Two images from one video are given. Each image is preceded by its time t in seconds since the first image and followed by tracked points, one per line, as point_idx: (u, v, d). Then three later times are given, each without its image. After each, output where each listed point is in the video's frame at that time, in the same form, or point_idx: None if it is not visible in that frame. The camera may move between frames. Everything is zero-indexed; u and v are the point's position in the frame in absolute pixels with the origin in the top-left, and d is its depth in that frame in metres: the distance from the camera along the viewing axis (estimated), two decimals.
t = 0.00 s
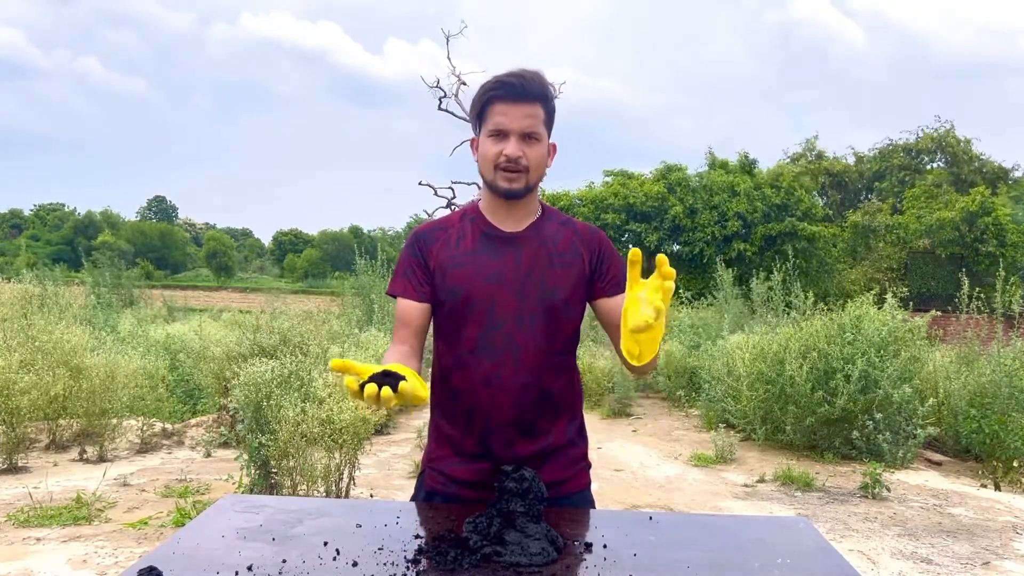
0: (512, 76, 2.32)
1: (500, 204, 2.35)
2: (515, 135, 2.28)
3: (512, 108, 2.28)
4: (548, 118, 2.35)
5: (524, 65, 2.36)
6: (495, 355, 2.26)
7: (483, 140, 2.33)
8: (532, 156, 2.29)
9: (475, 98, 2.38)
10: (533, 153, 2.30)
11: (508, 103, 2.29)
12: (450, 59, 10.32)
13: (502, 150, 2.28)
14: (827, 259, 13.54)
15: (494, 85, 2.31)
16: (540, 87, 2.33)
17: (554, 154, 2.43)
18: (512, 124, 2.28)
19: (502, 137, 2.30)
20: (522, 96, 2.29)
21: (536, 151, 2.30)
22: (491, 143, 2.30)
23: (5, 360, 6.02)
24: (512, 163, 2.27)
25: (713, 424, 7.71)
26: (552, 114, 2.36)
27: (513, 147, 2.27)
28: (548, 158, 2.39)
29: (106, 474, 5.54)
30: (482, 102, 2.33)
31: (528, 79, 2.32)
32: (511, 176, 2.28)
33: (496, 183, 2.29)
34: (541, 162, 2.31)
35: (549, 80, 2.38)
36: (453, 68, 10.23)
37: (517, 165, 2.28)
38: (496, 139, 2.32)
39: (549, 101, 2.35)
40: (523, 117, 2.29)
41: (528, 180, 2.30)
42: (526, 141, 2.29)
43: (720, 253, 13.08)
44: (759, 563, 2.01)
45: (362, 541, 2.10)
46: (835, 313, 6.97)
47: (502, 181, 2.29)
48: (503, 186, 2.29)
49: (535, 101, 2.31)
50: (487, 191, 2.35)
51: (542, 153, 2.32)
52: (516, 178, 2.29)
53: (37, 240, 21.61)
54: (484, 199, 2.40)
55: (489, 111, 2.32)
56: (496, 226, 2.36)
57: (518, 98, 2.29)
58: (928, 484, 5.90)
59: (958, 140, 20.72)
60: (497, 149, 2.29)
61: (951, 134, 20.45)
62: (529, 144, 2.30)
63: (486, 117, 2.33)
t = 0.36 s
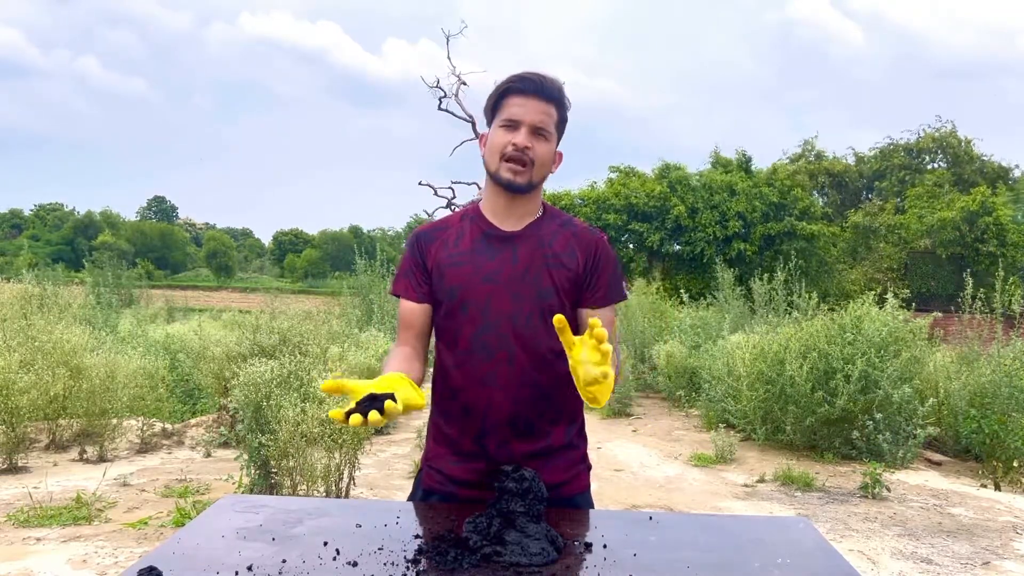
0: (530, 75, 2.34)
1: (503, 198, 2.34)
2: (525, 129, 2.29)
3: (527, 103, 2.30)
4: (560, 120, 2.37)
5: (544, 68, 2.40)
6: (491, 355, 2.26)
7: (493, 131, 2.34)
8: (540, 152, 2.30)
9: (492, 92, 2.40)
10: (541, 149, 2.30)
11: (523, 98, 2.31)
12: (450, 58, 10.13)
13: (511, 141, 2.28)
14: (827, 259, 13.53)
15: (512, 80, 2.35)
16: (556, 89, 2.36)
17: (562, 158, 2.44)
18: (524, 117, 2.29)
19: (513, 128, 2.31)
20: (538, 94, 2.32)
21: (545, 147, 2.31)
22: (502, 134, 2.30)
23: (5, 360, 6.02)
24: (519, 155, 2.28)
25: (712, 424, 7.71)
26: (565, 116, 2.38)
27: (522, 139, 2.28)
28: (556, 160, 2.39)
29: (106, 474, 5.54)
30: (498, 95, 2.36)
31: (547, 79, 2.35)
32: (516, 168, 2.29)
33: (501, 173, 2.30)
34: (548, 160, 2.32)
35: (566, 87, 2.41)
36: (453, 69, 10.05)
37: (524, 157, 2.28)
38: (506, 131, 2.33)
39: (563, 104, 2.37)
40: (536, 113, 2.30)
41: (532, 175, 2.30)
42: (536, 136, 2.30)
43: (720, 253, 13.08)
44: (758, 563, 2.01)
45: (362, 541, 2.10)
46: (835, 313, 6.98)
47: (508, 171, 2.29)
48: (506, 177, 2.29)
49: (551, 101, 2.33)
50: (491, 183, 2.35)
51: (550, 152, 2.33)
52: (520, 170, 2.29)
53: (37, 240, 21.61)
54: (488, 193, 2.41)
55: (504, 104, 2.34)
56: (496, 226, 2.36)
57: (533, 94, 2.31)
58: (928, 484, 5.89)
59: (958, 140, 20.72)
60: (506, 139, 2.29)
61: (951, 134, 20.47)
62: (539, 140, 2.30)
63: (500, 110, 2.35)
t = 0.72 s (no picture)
0: (514, 77, 2.34)
1: (498, 203, 2.34)
2: (514, 134, 2.29)
3: (512, 107, 2.30)
4: (547, 118, 2.36)
5: (525, 68, 2.39)
6: (490, 357, 2.27)
7: (482, 138, 2.34)
8: (531, 155, 2.30)
9: (476, 98, 2.40)
10: (531, 151, 2.30)
11: (508, 102, 2.30)
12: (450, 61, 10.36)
13: (501, 149, 2.29)
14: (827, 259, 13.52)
15: (493, 85, 2.33)
16: (540, 88, 2.35)
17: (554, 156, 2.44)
18: (511, 123, 2.29)
19: (502, 135, 2.31)
20: (523, 97, 2.31)
21: (535, 150, 2.31)
22: (490, 141, 2.30)
23: (5, 360, 6.02)
24: (510, 161, 2.28)
25: (713, 424, 7.71)
26: (551, 115, 2.37)
27: (512, 145, 2.28)
28: (547, 158, 2.39)
29: (106, 474, 5.54)
30: (482, 101, 2.35)
31: (529, 80, 2.34)
32: (508, 174, 2.29)
33: (494, 181, 2.30)
34: (539, 161, 2.32)
35: (549, 83, 2.40)
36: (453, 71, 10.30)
37: (515, 163, 2.28)
38: (495, 137, 2.33)
39: (547, 102, 2.36)
40: (522, 117, 2.30)
41: (526, 178, 2.30)
42: (525, 140, 2.30)
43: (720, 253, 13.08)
44: (758, 563, 2.01)
45: (362, 542, 2.10)
46: (836, 313, 6.97)
47: (500, 178, 2.29)
48: (499, 184, 2.29)
49: (536, 101, 2.32)
50: (484, 190, 2.35)
51: (540, 154, 2.33)
52: (514, 175, 2.29)
53: (37, 240, 21.61)
54: (482, 199, 2.41)
55: (488, 111, 2.34)
56: (493, 229, 2.35)
57: (517, 96, 2.30)
58: (928, 484, 5.90)
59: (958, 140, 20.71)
60: (496, 147, 2.30)
61: (951, 134, 20.46)
62: (528, 144, 2.30)
63: (486, 117, 2.34)
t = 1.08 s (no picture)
0: (501, 79, 2.31)
1: (497, 210, 2.33)
2: (511, 139, 2.28)
3: (506, 113, 2.28)
4: (539, 118, 2.35)
5: (511, 67, 2.36)
6: (491, 363, 2.27)
7: (477, 147, 2.31)
8: (530, 158, 2.29)
9: (463, 105, 2.36)
10: (530, 155, 2.29)
11: (501, 108, 2.28)
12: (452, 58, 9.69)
13: (502, 156, 2.27)
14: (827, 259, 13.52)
15: (484, 90, 2.30)
16: (529, 88, 2.33)
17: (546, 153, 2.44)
18: (508, 129, 2.27)
19: (499, 141, 2.28)
20: (514, 100, 2.30)
21: (533, 152, 2.30)
22: (489, 150, 2.28)
23: (5, 360, 6.02)
24: (512, 168, 2.27)
25: (713, 424, 7.71)
26: (540, 114, 2.37)
27: (513, 152, 2.27)
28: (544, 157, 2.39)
29: (106, 474, 5.54)
30: (472, 109, 2.32)
31: (517, 81, 2.31)
32: (512, 181, 2.28)
33: (498, 190, 2.28)
34: (537, 162, 2.31)
35: (536, 81, 2.38)
36: (454, 69, 9.63)
37: (516, 169, 2.27)
38: (491, 145, 2.31)
39: (537, 101, 2.35)
40: (517, 121, 2.29)
41: (529, 183, 2.30)
42: (523, 144, 2.29)
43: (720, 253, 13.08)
44: (758, 563, 2.01)
45: (363, 541, 2.10)
46: (836, 313, 6.97)
47: (504, 187, 2.28)
48: (504, 193, 2.27)
49: (527, 103, 2.32)
50: (483, 198, 2.33)
51: (537, 155, 2.32)
52: (517, 182, 2.28)
53: (37, 240, 21.61)
54: (478, 205, 2.39)
55: (481, 118, 2.31)
56: (491, 234, 2.35)
57: (509, 101, 2.29)
58: (928, 484, 5.89)
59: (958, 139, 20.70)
60: (495, 154, 2.27)
61: (951, 133, 20.45)
62: (526, 146, 2.29)
63: (479, 124, 2.32)
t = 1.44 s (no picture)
0: (501, 90, 2.28)
1: (501, 221, 2.31)
2: (514, 152, 2.25)
3: (508, 125, 2.25)
4: (539, 126, 2.33)
5: (508, 74, 2.32)
6: (494, 369, 2.28)
7: (478, 159, 2.28)
8: (534, 170, 2.27)
9: (461, 118, 2.33)
10: (533, 166, 2.27)
11: (502, 120, 2.25)
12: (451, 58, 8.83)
13: (506, 169, 2.24)
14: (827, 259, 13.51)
15: (482, 102, 2.27)
16: (528, 96, 2.30)
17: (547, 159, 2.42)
18: (511, 141, 2.25)
19: (501, 154, 2.26)
20: (516, 112, 2.27)
21: (536, 163, 2.28)
22: (491, 163, 2.26)
23: (5, 360, 6.02)
24: (515, 181, 2.24)
25: (713, 424, 7.71)
26: (541, 122, 2.34)
27: (517, 165, 2.24)
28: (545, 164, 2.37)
29: (105, 474, 5.54)
30: (471, 122, 2.29)
31: (515, 90, 2.29)
32: (515, 195, 2.25)
33: (501, 205, 2.26)
34: (540, 172, 2.29)
35: (534, 86, 2.35)
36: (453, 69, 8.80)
37: (520, 182, 2.25)
38: (492, 157, 2.28)
39: (537, 109, 2.32)
40: (519, 133, 2.26)
41: (532, 195, 2.28)
42: (525, 155, 2.27)
43: (720, 254, 13.08)
44: (758, 563, 2.01)
45: (363, 541, 2.09)
46: (836, 313, 6.98)
47: (508, 202, 2.26)
48: (508, 206, 2.25)
49: (528, 112, 2.29)
50: (487, 211, 2.31)
51: (540, 165, 2.30)
52: (521, 196, 2.26)
53: (37, 240, 21.60)
54: (479, 215, 2.37)
55: (480, 130, 2.27)
56: (493, 242, 2.35)
57: (509, 112, 2.26)
58: (928, 484, 5.89)
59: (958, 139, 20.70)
60: (498, 168, 2.25)
61: (951, 133, 20.45)
62: (529, 157, 2.28)
63: (478, 136, 2.28)
